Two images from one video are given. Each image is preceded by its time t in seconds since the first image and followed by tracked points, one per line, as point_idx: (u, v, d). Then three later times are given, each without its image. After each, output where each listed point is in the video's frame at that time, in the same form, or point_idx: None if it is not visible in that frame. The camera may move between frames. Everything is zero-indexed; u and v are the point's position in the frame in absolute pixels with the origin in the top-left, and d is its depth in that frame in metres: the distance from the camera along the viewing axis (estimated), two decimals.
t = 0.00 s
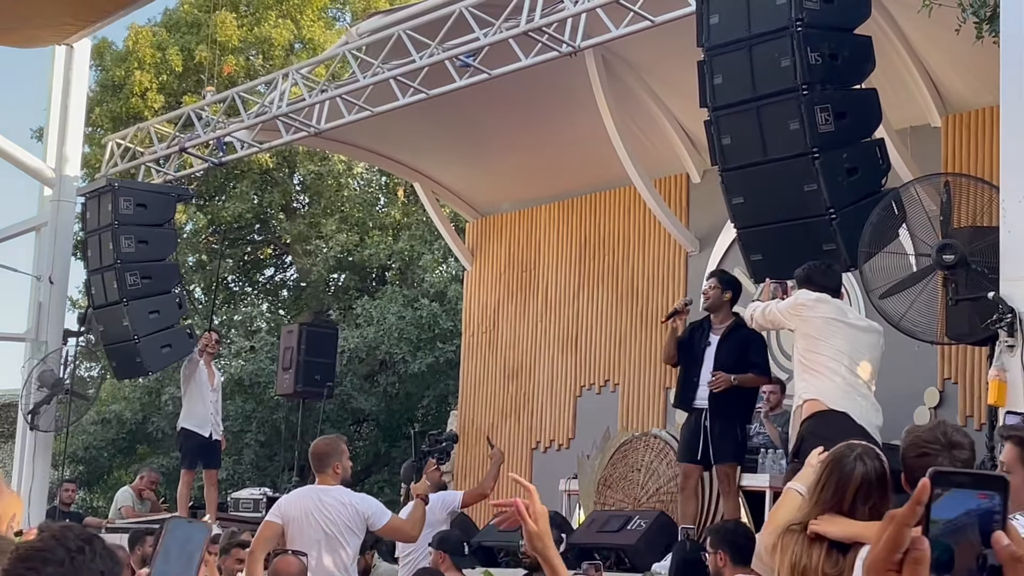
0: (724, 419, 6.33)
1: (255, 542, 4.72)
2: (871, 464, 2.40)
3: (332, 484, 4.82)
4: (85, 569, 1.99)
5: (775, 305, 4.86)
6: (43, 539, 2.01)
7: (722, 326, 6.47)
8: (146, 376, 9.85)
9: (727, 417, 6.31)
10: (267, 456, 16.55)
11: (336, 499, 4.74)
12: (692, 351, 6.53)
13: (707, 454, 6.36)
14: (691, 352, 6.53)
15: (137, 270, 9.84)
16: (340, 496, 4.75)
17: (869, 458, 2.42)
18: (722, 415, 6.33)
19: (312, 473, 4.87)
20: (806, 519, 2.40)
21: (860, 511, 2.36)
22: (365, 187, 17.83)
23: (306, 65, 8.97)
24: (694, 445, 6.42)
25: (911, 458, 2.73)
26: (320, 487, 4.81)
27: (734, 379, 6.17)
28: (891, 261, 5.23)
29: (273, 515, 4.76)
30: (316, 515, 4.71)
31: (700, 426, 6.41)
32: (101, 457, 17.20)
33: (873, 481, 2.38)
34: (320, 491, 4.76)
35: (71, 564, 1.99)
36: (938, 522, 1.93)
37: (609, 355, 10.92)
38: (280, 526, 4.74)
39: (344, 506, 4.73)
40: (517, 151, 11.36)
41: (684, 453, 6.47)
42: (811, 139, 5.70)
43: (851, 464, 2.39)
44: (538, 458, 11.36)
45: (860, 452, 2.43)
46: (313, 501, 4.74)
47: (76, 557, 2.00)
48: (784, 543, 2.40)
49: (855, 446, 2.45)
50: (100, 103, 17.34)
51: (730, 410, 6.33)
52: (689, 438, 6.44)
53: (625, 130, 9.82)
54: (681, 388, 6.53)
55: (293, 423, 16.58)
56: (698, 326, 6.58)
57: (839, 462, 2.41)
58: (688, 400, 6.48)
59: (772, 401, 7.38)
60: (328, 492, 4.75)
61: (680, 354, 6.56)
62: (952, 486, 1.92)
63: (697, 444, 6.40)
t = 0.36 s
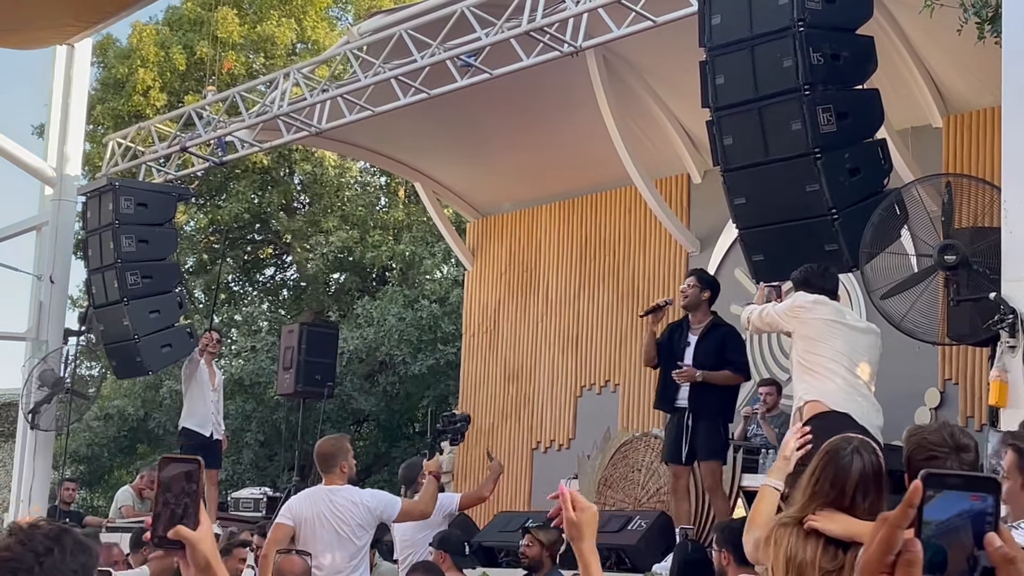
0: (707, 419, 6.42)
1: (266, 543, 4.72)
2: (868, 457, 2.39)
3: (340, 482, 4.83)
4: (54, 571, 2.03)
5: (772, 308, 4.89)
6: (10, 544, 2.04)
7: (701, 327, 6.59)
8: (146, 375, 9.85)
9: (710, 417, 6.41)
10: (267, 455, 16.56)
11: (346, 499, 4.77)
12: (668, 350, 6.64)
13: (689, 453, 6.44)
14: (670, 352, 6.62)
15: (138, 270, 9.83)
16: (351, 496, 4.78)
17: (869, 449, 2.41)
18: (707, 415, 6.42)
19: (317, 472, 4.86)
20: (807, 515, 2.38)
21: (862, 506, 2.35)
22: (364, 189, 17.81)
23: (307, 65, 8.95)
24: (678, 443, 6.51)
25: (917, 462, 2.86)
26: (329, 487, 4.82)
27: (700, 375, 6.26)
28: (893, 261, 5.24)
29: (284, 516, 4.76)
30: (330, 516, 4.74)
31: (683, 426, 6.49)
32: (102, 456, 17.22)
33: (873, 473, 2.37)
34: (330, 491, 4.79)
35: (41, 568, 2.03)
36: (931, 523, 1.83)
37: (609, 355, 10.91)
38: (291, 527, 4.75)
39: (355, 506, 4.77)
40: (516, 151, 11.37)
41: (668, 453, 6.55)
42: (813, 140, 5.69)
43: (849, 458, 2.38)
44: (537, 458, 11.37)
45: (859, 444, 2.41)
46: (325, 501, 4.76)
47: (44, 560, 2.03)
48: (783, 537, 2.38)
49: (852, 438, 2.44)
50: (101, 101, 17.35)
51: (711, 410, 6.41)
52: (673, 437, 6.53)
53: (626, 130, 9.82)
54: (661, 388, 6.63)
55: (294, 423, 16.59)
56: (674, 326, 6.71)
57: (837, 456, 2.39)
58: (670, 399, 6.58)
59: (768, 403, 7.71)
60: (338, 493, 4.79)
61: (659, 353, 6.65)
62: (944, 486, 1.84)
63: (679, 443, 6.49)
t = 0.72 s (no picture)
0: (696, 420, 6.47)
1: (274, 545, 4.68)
2: (855, 457, 2.40)
3: (347, 483, 4.82)
4: (53, 568, 2.05)
5: (771, 310, 4.86)
6: (7, 543, 2.06)
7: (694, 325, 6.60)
8: (145, 375, 9.84)
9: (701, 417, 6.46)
10: (266, 455, 16.58)
11: (355, 499, 4.78)
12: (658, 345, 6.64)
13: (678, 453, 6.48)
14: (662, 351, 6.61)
15: (138, 269, 9.82)
16: (359, 496, 4.79)
17: (854, 450, 2.42)
18: (697, 416, 6.47)
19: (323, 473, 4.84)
20: (799, 515, 2.38)
21: (853, 504, 2.36)
22: (365, 190, 17.80)
23: (308, 65, 8.93)
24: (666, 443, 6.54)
25: (912, 465, 2.87)
26: (336, 487, 4.81)
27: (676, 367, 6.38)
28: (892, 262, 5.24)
29: (292, 518, 4.73)
30: (339, 517, 4.74)
31: (672, 427, 6.52)
32: (100, 455, 17.22)
33: (862, 472, 2.39)
34: (338, 492, 4.78)
35: (39, 565, 2.04)
36: (933, 524, 1.85)
37: (609, 355, 10.90)
38: (299, 529, 4.72)
39: (364, 506, 4.78)
40: (516, 151, 11.35)
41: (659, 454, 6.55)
42: (815, 141, 5.68)
43: (834, 459, 2.39)
44: (537, 459, 11.36)
45: (845, 444, 2.43)
46: (334, 502, 4.75)
47: (42, 557, 2.05)
48: (776, 539, 2.37)
49: (836, 439, 2.45)
50: (102, 101, 17.35)
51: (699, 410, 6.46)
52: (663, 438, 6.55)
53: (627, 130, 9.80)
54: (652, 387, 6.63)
55: (293, 422, 16.58)
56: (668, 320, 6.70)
57: (824, 457, 2.40)
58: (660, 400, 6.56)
59: (768, 406, 7.79)
60: (347, 493, 4.79)
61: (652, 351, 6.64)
62: (945, 489, 1.83)
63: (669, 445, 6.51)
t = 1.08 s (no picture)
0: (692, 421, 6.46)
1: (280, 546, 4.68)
2: (854, 462, 2.40)
3: (351, 483, 4.79)
4: (57, 564, 2.03)
5: (772, 309, 4.84)
6: (10, 539, 2.04)
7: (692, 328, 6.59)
8: (145, 374, 9.83)
9: (695, 419, 6.44)
10: (265, 454, 16.59)
11: (361, 499, 4.77)
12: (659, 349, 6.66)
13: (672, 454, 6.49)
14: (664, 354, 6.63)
15: (137, 269, 9.82)
16: (365, 496, 4.78)
17: (853, 454, 2.42)
18: (693, 416, 6.46)
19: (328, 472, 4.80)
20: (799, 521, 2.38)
21: (852, 509, 2.36)
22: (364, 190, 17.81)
23: (307, 66, 8.92)
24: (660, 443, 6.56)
25: (909, 466, 2.87)
26: (341, 487, 4.78)
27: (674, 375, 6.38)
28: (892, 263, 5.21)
29: (297, 518, 4.72)
30: (344, 517, 4.73)
31: (668, 428, 6.54)
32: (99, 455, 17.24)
33: (861, 477, 2.39)
34: (344, 492, 4.76)
35: (43, 561, 2.02)
36: (926, 527, 1.85)
37: (608, 356, 10.90)
38: (304, 529, 4.71)
39: (370, 506, 4.78)
40: (515, 151, 11.34)
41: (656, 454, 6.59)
42: (814, 143, 5.67)
43: (835, 464, 2.40)
44: (536, 460, 11.36)
45: (843, 448, 2.43)
46: (339, 502, 4.74)
47: (46, 552, 2.03)
48: (776, 544, 2.38)
49: (837, 443, 2.45)
50: (101, 101, 17.35)
51: (696, 409, 6.45)
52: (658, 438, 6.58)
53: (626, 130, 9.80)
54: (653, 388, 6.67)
55: (292, 422, 16.58)
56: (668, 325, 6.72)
57: (824, 463, 2.41)
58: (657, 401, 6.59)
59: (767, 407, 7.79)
60: (352, 493, 4.77)
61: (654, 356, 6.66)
62: (938, 493, 1.85)
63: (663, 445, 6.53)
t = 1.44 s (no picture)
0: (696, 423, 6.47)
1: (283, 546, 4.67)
2: (850, 465, 2.40)
3: (353, 482, 4.79)
4: (59, 562, 1.89)
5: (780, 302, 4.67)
6: (13, 536, 1.91)
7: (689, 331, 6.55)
8: (143, 373, 9.82)
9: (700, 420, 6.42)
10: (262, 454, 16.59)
11: (363, 499, 4.77)
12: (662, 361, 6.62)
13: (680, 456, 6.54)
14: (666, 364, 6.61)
15: (136, 268, 9.82)
16: (367, 495, 4.78)
17: (850, 458, 2.42)
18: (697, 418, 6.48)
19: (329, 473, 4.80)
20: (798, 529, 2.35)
21: (850, 513, 2.35)
22: (363, 190, 17.83)
23: (307, 65, 8.93)
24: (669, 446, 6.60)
25: (912, 467, 2.87)
26: (342, 488, 4.78)
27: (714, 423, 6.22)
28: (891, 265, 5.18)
29: (301, 518, 4.71)
30: (347, 517, 4.72)
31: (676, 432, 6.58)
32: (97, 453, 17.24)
33: (858, 481, 2.38)
34: (346, 492, 4.76)
35: (46, 559, 1.89)
36: (923, 528, 1.85)
37: (607, 357, 10.89)
38: (307, 529, 4.71)
39: (372, 505, 4.77)
40: (515, 151, 11.33)
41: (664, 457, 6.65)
42: (813, 145, 5.66)
43: (833, 467, 2.39)
44: (535, 460, 11.35)
45: (839, 452, 2.42)
46: (341, 503, 4.73)
47: (49, 550, 1.90)
48: (774, 550, 2.35)
49: (833, 446, 2.46)
50: (101, 98, 17.34)
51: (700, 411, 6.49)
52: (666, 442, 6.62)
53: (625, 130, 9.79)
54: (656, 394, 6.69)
55: (289, 421, 16.58)
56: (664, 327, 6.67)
57: (821, 467, 2.39)
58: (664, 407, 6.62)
59: (768, 408, 7.74)
60: (354, 492, 4.77)
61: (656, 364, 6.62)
62: (935, 493, 1.84)
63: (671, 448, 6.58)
